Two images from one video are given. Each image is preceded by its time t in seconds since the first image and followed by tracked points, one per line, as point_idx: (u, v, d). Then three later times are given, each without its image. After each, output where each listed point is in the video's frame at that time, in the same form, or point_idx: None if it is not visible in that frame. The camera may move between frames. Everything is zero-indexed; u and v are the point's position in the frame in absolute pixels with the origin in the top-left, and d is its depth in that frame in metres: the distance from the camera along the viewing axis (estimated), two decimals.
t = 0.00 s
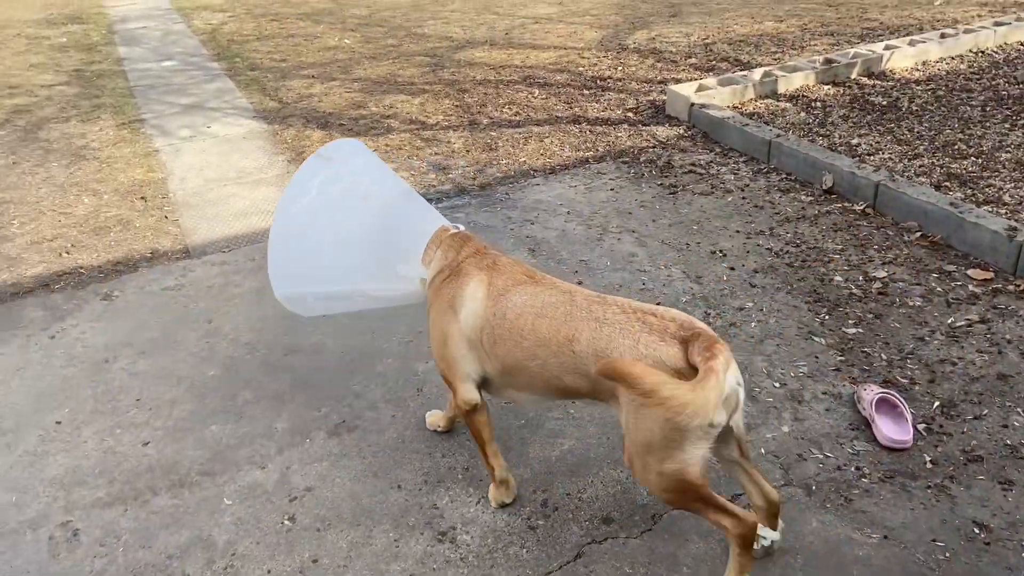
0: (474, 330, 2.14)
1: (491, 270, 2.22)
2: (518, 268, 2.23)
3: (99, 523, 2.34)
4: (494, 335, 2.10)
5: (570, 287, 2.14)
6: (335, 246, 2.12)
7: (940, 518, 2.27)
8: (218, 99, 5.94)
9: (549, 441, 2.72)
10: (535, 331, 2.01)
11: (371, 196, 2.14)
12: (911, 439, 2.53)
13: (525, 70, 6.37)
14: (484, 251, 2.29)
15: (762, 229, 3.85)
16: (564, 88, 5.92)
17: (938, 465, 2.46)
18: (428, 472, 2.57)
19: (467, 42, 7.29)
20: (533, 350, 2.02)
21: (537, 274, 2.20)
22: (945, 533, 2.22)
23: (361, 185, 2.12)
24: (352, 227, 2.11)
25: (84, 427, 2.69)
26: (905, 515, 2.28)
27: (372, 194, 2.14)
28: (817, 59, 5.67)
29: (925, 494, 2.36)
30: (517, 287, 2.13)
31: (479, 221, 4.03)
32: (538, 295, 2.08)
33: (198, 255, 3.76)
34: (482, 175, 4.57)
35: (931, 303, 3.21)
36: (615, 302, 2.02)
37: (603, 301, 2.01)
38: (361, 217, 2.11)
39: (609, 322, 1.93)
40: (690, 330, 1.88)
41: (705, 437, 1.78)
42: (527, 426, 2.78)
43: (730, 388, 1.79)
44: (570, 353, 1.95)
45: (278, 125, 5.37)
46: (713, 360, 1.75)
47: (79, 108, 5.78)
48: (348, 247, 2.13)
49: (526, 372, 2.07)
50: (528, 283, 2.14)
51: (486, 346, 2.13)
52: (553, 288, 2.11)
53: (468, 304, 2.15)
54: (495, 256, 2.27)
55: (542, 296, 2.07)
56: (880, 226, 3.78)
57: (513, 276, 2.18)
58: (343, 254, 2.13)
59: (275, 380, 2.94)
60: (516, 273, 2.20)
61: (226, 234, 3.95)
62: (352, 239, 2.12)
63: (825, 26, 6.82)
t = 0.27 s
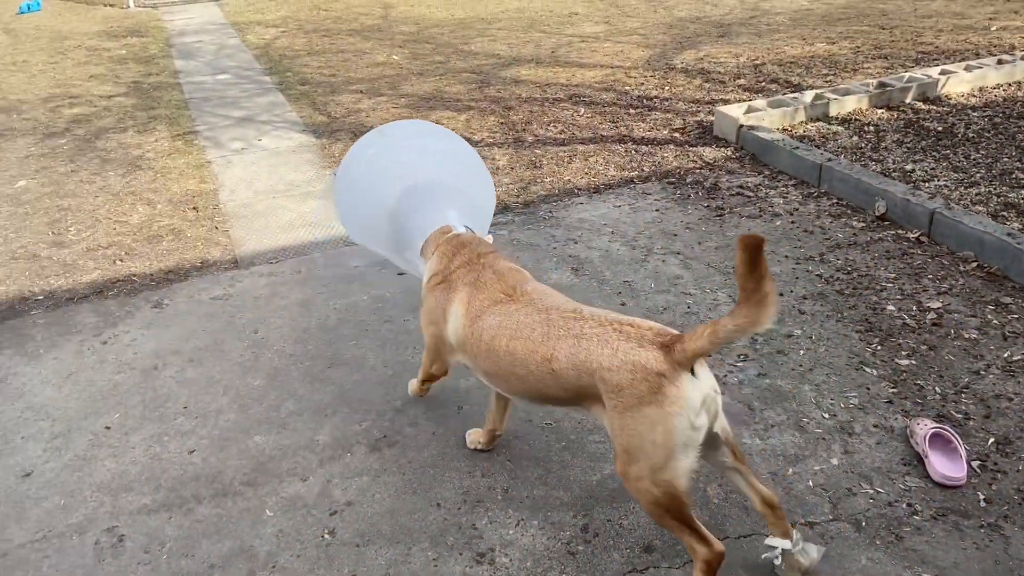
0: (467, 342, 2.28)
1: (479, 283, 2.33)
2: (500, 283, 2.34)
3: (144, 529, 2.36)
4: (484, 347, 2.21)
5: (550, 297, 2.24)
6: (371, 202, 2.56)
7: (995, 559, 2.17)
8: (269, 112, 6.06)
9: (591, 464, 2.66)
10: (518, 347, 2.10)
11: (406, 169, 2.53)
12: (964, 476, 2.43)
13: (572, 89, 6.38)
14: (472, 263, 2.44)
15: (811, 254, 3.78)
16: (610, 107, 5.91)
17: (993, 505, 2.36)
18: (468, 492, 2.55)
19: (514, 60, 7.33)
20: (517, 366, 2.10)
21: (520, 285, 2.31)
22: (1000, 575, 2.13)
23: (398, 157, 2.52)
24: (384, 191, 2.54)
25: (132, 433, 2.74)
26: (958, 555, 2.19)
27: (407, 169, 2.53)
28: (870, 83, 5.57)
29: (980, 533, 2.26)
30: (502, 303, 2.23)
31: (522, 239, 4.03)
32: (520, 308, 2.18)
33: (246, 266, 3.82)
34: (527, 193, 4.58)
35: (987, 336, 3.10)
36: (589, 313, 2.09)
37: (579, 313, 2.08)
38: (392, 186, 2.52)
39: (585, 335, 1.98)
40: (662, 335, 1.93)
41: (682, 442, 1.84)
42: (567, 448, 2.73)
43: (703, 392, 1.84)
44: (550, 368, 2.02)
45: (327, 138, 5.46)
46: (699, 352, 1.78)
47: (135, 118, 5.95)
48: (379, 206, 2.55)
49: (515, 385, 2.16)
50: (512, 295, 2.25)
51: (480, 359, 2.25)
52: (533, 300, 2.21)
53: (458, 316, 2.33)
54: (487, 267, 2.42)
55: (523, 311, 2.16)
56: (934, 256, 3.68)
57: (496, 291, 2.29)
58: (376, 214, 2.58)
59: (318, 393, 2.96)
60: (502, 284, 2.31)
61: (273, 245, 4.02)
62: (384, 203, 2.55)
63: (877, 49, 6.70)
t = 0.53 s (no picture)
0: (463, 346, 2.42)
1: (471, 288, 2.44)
2: (492, 284, 2.44)
3: (176, 541, 2.37)
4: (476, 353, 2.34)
5: (537, 301, 2.33)
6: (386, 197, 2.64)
7: None
8: (308, 126, 6.15)
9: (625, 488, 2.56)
10: (503, 355, 2.22)
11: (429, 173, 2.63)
12: (1008, 512, 2.36)
13: (609, 106, 6.37)
14: (467, 264, 2.53)
15: (852, 279, 3.70)
16: (648, 125, 5.89)
17: None
18: (499, 513, 2.47)
19: (551, 77, 7.35)
20: (503, 373, 2.23)
21: (510, 287, 2.41)
22: None
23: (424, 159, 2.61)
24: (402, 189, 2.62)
25: (168, 444, 2.76)
26: None
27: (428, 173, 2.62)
28: (913, 105, 5.47)
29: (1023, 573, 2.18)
30: (491, 307, 2.35)
31: (557, 257, 4.02)
32: (506, 314, 2.28)
33: (283, 279, 3.86)
34: (562, 211, 4.57)
35: None
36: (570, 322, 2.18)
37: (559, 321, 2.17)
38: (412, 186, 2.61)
39: (562, 347, 2.08)
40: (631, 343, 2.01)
41: (656, 447, 1.92)
42: (600, 471, 2.63)
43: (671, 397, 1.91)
44: (531, 378, 2.14)
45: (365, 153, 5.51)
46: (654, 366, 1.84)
47: (179, 130, 6.08)
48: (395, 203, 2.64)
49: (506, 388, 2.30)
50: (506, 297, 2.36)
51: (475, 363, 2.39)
52: (520, 304, 2.31)
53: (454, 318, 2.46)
54: (485, 265, 2.51)
55: (508, 318, 2.26)
56: (978, 282, 3.57)
57: (487, 296, 2.40)
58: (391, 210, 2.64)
59: (351, 408, 2.95)
60: (493, 288, 2.41)
61: (310, 259, 4.05)
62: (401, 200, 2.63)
63: (922, 70, 6.59)
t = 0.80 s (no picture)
0: (482, 343, 2.50)
1: (495, 284, 2.50)
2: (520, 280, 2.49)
3: (203, 548, 2.38)
4: (495, 350, 2.42)
5: (563, 304, 2.39)
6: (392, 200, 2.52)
7: None
8: (336, 136, 6.21)
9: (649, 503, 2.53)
10: (522, 352, 2.29)
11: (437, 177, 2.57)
12: None
13: (635, 118, 6.36)
14: (492, 259, 2.57)
15: (882, 294, 3.65)
16: (674, 137, 5.87)
17: None
18: (524, 526, 2.45)
19: (577, 88, 7.36)
20: (520, 371, 2.31)
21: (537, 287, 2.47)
22: None
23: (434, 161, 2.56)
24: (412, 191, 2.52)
25: (195, 451, 2.79)
26: None
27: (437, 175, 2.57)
28: (945, 118, 5.40)
29: None
30: (513, 304, 2.40)
31: (583, 269, 4.01)
32: (530, 312, 2.35)
33: (310, 288, 3.89)
34: (587, 223, 4.56)
35: None
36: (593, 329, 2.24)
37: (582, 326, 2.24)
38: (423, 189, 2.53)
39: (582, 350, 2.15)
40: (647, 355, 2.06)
41: (663, 455, 1.95)
42: (625, 486, 2.61)
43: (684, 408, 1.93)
44: (549, 376, 2.21)
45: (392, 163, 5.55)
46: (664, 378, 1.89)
47: (209, 140, 6.17)
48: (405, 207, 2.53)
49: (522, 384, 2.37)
50: (528, 297, 2.41)
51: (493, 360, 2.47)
52: (545, 305, 2.37)
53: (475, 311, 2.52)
54: (509, 263, 2.57)
55: (532, 316, 2.33)
56: (1013, 299, 3.49)
57: (511, 292, 2.45)
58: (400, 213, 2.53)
59: (376, 418, 2.96)
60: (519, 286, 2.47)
61: (337, 268, 4.08)
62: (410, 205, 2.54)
63: (953, 83, 6.51)
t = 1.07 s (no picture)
0: (495, 344, 2.48)
1: (512, 285, 2.49)
2: (536, 284, 2.49)
3: (218, 560, 2.37)
4: (508, 350, 2.40)
5: (580, 308, 2.38)
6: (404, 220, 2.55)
7: None
8: (353, 142, 6.21)
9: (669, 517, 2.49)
10: (536, 353, 2.27)
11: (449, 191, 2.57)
12: None
13: (653, 124, 6.32)
14: (509, 262, 2.57)
15: (905, 303, 3.59)
16: (692, 143, 5.82)
17: None
18: (541, 540, 2.42)
19: (594, 94, 7.33)
20: (535, 373, 2.28)
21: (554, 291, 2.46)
22: None
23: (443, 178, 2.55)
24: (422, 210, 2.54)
25: (212, 460, 2.78)
26: None
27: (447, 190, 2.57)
28: (968, 124, 5.32)
29: None
30: (529, 305, 2.39)
31: (601, 277, 3.98)
32: (546, 313, 2.33)
33: (326, 296, 3.89)
34: (605, 231, 4.53)
35: None
36: (610, 334, 2.22)
37: (599, 330, 2.22)
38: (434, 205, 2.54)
39: (599, 353, 2.13)
40: (663, 361, 2.05)
41: (676, 460, 1.91)
42: (644, 498, 2.57)
43: (696, 413, 1.92)
44: (563, 378, 2.18)
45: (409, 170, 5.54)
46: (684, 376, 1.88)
47: (227, 146, 6.19)
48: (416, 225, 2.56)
49: (535, 386, 2.35)
50: (545, 300, 2.40)
51: (505, 361, 2.44)
52: (562, 308, 2.36)
53: (490, 311, 2.50)
54: (525, 267, 2.56)
55: (548, 318, 2.31)
56: None
57: (527, 294, 2.44)
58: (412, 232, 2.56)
59: (392, 428, 2.94)
60: (536, 289, 2.47)
61: (354, 276, 4.07)
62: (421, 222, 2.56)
63: (976, 88, 6.41)
